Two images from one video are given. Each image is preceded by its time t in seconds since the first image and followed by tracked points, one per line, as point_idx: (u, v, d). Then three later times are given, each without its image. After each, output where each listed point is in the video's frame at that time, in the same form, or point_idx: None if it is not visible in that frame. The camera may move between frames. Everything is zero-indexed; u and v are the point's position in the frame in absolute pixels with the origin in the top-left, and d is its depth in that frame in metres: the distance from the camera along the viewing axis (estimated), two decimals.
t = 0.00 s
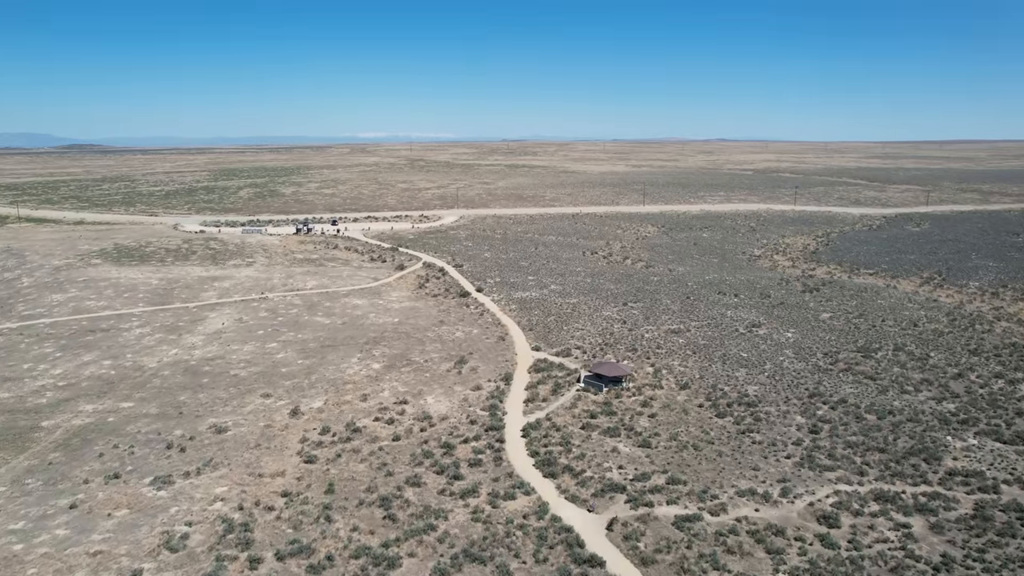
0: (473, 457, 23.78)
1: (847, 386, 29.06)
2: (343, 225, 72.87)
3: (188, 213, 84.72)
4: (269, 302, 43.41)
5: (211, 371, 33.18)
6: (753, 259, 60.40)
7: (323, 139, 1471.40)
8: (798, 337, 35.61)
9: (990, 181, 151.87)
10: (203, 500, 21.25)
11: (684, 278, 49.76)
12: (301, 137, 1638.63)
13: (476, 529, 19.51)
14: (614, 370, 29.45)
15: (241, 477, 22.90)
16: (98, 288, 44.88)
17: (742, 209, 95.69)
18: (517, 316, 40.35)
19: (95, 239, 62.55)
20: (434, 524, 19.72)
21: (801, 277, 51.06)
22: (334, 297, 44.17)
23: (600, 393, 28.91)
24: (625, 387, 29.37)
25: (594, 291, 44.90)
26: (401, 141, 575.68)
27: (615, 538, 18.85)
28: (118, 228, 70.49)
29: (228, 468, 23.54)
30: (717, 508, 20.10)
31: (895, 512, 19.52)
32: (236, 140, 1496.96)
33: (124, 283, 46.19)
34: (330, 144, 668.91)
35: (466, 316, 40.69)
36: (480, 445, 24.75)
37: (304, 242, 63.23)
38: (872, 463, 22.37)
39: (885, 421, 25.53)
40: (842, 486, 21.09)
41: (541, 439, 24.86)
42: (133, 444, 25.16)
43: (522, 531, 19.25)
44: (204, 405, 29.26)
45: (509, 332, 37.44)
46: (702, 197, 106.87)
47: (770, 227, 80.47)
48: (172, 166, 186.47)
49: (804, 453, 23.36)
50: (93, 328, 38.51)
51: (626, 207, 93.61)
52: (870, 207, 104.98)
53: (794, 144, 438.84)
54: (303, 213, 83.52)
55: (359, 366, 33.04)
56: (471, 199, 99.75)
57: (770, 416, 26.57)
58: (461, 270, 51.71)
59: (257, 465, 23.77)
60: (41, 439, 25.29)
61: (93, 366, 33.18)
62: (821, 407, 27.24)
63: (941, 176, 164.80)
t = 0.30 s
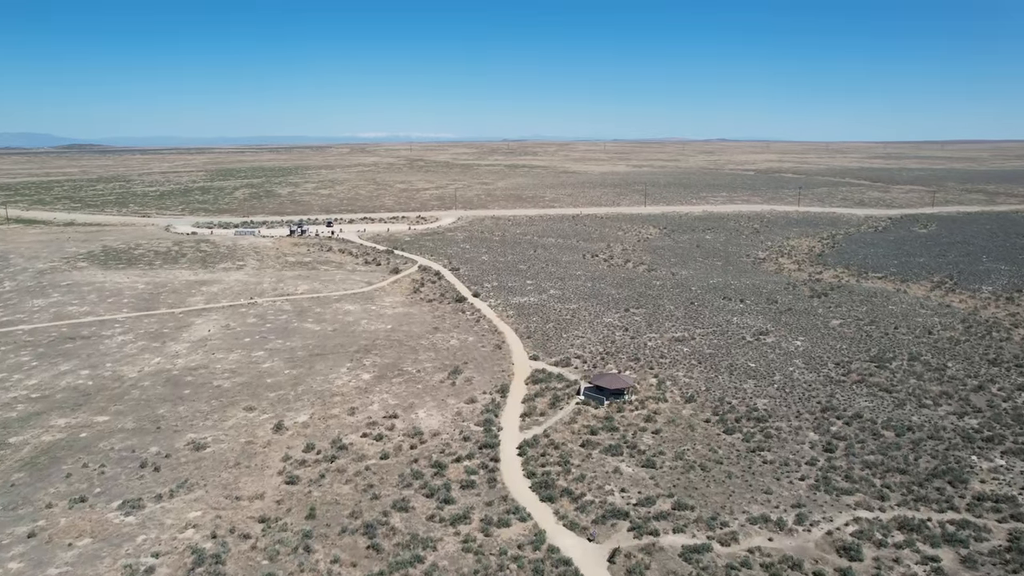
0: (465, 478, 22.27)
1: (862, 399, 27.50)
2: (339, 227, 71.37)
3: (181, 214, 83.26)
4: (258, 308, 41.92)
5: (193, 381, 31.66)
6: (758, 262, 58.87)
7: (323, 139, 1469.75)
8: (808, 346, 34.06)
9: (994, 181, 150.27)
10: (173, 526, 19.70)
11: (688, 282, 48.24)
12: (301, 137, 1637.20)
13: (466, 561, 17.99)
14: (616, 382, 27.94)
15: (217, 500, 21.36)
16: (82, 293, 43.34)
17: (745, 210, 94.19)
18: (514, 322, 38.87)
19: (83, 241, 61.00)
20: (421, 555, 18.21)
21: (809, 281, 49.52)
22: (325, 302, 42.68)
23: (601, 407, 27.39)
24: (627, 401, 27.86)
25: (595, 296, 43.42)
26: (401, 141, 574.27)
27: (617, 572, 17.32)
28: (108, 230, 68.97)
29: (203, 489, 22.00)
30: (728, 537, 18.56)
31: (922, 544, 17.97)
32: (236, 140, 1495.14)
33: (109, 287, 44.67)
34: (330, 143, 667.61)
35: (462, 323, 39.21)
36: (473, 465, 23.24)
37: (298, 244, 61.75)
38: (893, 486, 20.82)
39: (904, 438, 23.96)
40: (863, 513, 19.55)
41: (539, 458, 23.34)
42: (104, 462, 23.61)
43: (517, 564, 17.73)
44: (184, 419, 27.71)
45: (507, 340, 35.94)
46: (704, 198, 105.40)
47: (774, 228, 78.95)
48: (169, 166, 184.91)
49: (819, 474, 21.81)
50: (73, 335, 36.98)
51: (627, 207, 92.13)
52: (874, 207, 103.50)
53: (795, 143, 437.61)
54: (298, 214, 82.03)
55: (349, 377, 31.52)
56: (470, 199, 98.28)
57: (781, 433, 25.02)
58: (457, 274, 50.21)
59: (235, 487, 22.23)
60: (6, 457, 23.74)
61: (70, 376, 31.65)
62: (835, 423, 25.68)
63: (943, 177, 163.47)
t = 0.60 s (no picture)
0: (457, 503, 20.74)
1: (879, 414, 25.93)
2: (334, 228, 69.88)
3: (174, 215, 81.73)
4: (246, 315, 40.38)
5: (174, 392, 30.09)
6: (763, 265, 57.32)
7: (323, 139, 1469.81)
8: (819, 356, 32.49)
9: (1000, 181, 148.58)
10: (139, 558, 18.12)
11: (691, 287, 46.73)
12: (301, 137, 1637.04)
13: None
14: (618, 396, 26.43)
15: (189, 526, 19.79)
16: (64, 298, 41.75)
17: (748, 211, 92.55)
18: (512, 329, 37.36)
19: (70, 243, 59.42)
20: None
21: (817, 286, 47.94)
22: (315, 308, 41.16)
23: (602, 423, 25.87)
24: (629, 417, 26.33)
25: (595, 302, 41.92)
26: (401, 141, 573.56)
27: None
28: (98, 231, 67.40)
29: (175, 515, 20.39)
30: (742, 572, 17.01)
31: None
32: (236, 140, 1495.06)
33: (92, 292, 43.06)
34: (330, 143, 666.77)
35: (457, 330, 37.67)
36: (465, 487, 21.71)
37: (291, 247, 60.23)
38: (919, 513, 19.26)
39: (926, 458, 22.41)
40: (887, 544, 17.99)
41: (536, 481, 21.80)
42: (71, 483, 22.00)
43: None
44: (161, 433, 26.13)
45: (504, 348, 34.44)
46: (706, 199, 103.89)
47: (778, 230, 77.39)
48: (167, 166, 183.36)
49: (837, 499, 20.26)
50: (51, 342, 35.38)
51: (628, 208, 90.65)
52: (879, 208, 101.95)
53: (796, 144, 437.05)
54: (293, 216, 80.50)
55: (337, 389, 29.99)
56: (468, 200, 96.74)
57: (794, 451, 23.48)
58: (454, 277, 48.72)
59: (210, 511, 20.66)
60: None
61: (44, 387, 30.08)
62: (852, 440, 24.12)
63: (947, 177, 161.97)
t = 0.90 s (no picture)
0: (447, 531, 19.21)
1: (898, 431, 24.34)
2: (329, 230, 68.38)
3: (167, 216, 80.18)
4: (233, 321, 38.83)
5: (153, 405, 28.53)
6: (769, 269, 55.75)
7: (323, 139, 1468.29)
8: (832, 367, 30.91)
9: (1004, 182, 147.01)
10: None
11: (696, 291, 45.25)
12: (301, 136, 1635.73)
13: None
14: (620, 412, 24.94)
15: (157, 557, 18.25)
16: (44, 304, 40.19)
17: (752, 212, 91.02)
18: (510, 337, 35.88)
19: (58, 246, 57.90)
20: None
21: (825, 291, 46.40)
22: (306, 315, 39.64)
23: (604, 440, 24.37)
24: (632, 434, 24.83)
25: (597, 308, 40.40)
26: (401, 141, 572.15)
27: None
28: (87, 233, 65.89)
29: (143, 544, 18.84)
30: None
31: None
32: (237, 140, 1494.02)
33: (75, 297, 41.51)
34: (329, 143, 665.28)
35: (452, 338, 36.15)
36: (457, 513, 20.20)
37: (284, 249, 58.70)
38: (949, 545, 17.69)
39: (952, 481, 20.82)
40: None
41: (533, 506, 20.27)
42: (33, 508, 20.44)
43: None
44: (135, 450, 24.55)
45: (501, 357, 32.95)
46: (709, 200, 102.37)
47: (783, 232, 75.84)
48: (164, 167, 181.83)
49: (859, 528, 18.69)
50: (28, 350, 33.84)
51: (630, 209, 89.17)
52: (885, 209, 100.39)
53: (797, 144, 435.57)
54: (289, 217, 78.95)
55: (325, 403, 28.47)
56: (467, 201, 95.24)
57: (810, 472, 21.91)
58: (450, 281, 47.23)
59: (181, 540, 19.11)
60: None
61: (16, 399, 28.53)
62: (871, 460, 22.55)
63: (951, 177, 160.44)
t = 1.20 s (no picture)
0: (436, 565, 17.63)
1: (921, 450, 22.74)
2: (324, 231, 66.85)
3: (160, 217, 78.64)
4: (220, 329, 37.27)
5: (129, 418, 26.93)
6: (775, 272, 54.19)
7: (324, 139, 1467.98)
8: (847, 379, 29.28)
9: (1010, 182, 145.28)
10: None
11: (700, 296, 43.69)
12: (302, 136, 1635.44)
13: None
14: (624, 429, 23.41)
15: None
16: (24, 310, 38.61)
17: (755, 213, 89.51)
18: (507, 345, 34.34)
19: (44, 248, 56.34)
20: None
21: (835, 296, 44.80)
22: (295, 321, 38.12)
23: (605, 461, 22.84)
24: (636, 454, 23.28)
25: (598, 314, 38.86)
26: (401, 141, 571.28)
27: None
28: (76, 235, 64.33)
29: None
30: None
31: None
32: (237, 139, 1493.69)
33: (56, 303, 39.92)
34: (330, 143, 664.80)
35: (447, 347, 34.61)
36: (447, 543, 18.64)
37: (276, 252, 57.15)
38: None
39: (984, 508, 19.22)
40: None
41: (530, 536, 18.68)
42: None
43: None
44: (105, 469, 22.94)
45: (498, 368, 31.40)
46: (711, 201, 100.78)
47: (788, 234, 74.32)
48: (162, 167, 180.29)
49: (885, 563, 17.09)
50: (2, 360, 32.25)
51: (631, 210, 87.62)
52: (890, 211, 98.81)
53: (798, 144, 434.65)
54: (284, 218, 77.40)
55: (311, 417, 26.90)
56: (465, 201, 93.68)
57: (828, 497, 20.31)
58: (446, 286, 45.70)
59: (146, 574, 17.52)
60: None
61: None
62: (894, 482, 20.94)
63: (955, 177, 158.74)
